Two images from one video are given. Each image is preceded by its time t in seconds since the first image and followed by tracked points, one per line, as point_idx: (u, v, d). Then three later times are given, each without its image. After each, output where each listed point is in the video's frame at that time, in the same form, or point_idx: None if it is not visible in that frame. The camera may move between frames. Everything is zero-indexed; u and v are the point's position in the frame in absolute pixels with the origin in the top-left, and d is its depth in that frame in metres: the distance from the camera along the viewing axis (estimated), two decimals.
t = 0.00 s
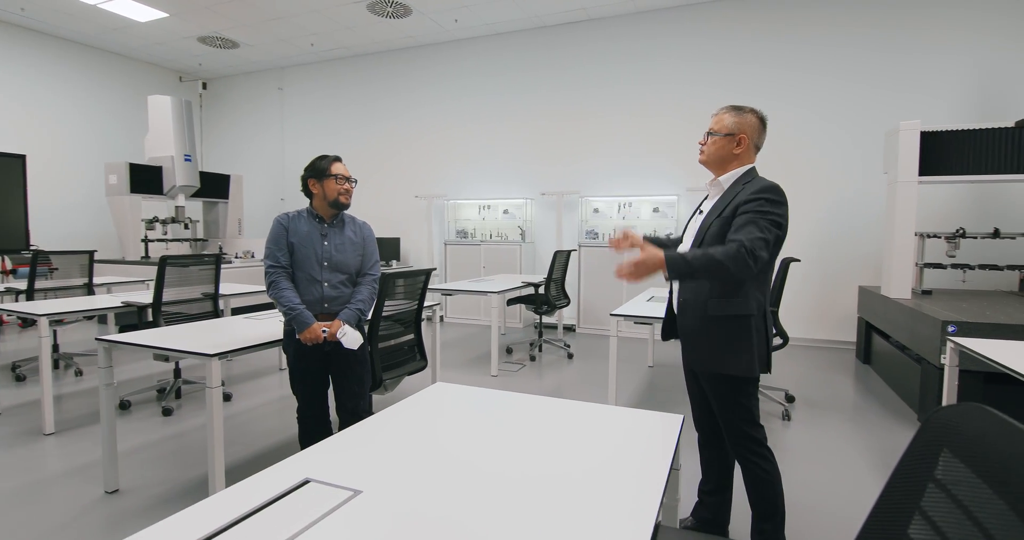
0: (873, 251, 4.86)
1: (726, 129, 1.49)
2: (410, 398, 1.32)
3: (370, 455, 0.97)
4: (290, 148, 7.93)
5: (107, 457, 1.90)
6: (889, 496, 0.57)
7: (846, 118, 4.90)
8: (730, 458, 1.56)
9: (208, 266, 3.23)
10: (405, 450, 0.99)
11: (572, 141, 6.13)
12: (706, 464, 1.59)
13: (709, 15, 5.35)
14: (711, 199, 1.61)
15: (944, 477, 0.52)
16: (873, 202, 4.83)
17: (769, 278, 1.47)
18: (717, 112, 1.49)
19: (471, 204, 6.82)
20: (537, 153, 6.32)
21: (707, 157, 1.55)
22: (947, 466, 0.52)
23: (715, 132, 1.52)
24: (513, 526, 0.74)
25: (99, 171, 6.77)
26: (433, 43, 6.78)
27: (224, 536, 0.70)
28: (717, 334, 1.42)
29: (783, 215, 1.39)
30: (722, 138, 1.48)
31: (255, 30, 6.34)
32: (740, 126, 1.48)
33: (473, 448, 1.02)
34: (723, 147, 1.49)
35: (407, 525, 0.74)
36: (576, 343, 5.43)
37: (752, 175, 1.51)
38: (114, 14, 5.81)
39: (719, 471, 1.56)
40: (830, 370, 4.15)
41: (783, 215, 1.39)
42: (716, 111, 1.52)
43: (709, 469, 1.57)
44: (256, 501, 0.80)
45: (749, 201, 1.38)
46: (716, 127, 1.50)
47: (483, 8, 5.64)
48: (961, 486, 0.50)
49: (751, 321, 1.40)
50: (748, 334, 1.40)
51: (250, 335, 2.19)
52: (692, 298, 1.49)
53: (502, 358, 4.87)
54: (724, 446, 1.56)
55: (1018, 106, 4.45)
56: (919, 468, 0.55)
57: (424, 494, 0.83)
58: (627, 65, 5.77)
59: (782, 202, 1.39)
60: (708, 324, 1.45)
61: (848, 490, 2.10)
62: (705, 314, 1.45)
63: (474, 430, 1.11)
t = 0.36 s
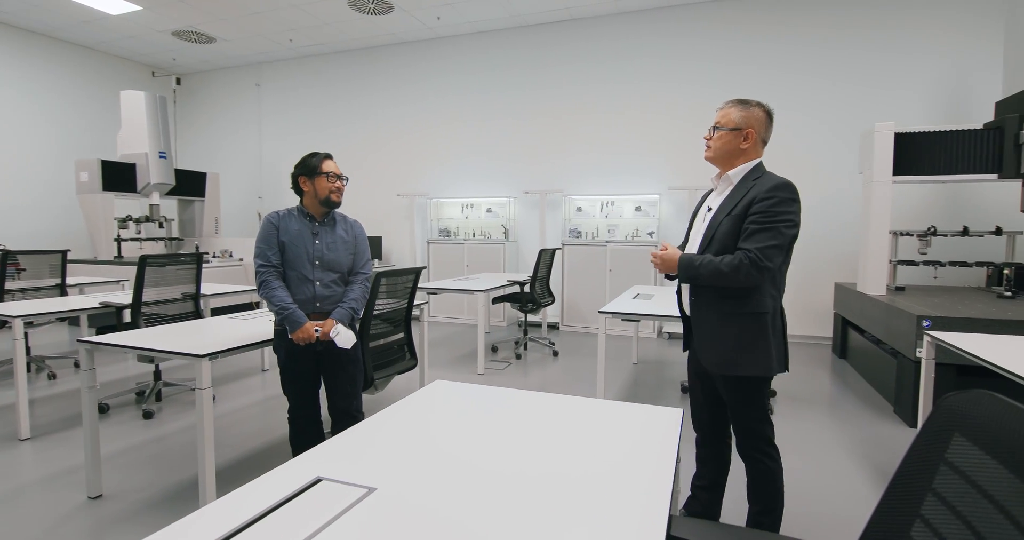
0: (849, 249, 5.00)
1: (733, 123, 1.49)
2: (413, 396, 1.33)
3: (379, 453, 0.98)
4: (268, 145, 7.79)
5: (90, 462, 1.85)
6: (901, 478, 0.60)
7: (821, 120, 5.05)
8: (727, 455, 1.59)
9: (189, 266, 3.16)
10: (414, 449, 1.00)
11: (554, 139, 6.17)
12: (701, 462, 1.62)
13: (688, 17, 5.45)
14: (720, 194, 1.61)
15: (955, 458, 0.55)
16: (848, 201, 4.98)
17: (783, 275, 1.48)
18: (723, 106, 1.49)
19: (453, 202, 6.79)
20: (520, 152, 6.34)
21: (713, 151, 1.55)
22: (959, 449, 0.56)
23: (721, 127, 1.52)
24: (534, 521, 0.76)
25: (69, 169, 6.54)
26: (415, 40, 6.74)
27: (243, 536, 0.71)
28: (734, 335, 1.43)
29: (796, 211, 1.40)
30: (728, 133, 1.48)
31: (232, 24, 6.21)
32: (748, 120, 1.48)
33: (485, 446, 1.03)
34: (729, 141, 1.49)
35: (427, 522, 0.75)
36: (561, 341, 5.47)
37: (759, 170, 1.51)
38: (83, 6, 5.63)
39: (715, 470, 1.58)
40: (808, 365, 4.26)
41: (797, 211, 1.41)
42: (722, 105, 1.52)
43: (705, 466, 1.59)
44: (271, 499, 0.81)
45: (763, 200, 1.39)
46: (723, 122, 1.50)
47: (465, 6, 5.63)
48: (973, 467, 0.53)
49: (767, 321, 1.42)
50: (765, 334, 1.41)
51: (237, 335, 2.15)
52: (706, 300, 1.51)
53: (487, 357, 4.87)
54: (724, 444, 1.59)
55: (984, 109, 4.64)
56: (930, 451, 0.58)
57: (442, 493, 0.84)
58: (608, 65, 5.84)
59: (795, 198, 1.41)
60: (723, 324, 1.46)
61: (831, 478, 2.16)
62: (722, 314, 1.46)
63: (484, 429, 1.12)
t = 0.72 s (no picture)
0: (827, 246, 5.13)
1: (737, 124, 1.50)
2: (412, 393, 1.34)
3: (381, 449, 1.00)
4: (247, 142, 7.67)
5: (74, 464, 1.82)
6: (893, 463, 0.63)
7: (800, 120, 5.16)
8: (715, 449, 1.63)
9: (171, 265, 3.10)
10: (418, 446, 1.02)
11: (538, 137, 6.19)
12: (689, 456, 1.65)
13: (671, 18, 5.53)
14: (725, 193, 1.63)
15: (945, 442, 0.58)
16: (826, 199, 5.11)
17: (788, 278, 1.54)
18: (727, 106, 1.49)
19: (438, 200, 6.76)
20: (504, 150, 6.35)
21: (716, 151, 1.56)
22: (949, 434, 0.58)
23: (725, 127, 1.52)
24: (543, 515, 0.78)
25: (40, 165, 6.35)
26: (398, 37, 6.69)
27: (248, 534, 0.71)
28: (744, 335, 1.46)
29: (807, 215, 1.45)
30: (734, 134, 1.49)
31: (211, 19, 6.09)
32: (752, 121, 1.49)
33: (489, 442, 1.04)
34: (734, 143, 1.50)
35: (437, 519, 0.76)
36: (546, 338, 5.50)
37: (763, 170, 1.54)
38: None
39: (702, 463, 1.62)
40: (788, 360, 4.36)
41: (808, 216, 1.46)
42: (725, 105, 1.52)
43: (693, 461, 1.63)
44: (278, 495, 0.82)
45: (778, 203, 1.43)
46: (726, 122, 1.51)
47: (450, 4, 5.61)
48: (961, 450, 0.56)
49: (775, 322, 1.46)
50: (773, 335, 1.46)
51: (224, 335, 2.13)
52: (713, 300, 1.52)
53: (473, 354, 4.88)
54: (712, 438, 1.62)
55: (954, 111, 4.80)
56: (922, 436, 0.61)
57: (451, 490, 0.85)
58: (591, 64, 5.89)
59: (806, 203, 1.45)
60: (733, 324, 1.48)
61: (813, 469, 2.22)
62: (733, 314, 1.48)
63: (487, 425, 1.13)
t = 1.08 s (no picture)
0: (807, 245, 5.24)
1: (728, 128, 1.52)
2: (404, 393, 1.34)
3: (375, 449, 1.00)
4: (229, 140, 7.55)
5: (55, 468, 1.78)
6: (881, 456, 0.65)
7: (781, 121, 5.26)
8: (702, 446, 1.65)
9: (152, 264, 3.04)
10: (413, 445, 1.02)
11: (523, 137, 6.21)
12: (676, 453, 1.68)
13: (655, 20, 5.59)
14: (720, 194, 1.66)
15: (930, 436, 0.60)
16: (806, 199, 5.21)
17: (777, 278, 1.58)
18: (718, 112, 1.51)
19: (423, 199, 6.73)
20: (490, 149, 6.35)
21: (710, 156, 1.58)
22: (933, 427, 0.60)
23: (716, 132, 1.55)
24: (539, 513, 0.79)
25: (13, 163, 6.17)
26: (383, 35, 6.65)
27: (246, 535, 0.72)
28: (735, 333, 1.49)
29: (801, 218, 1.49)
30: (727, 138, 1.51)
31: (191, 14, 5.99)
32: (743, 124, 1.52)
33: (483, 442, 1.05)
34: (727, 147, 1.53)
35: (433, 518, 0.77)
36: (532, 337, 5.53)
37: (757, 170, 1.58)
38: None
39: (689, 459, 1.64)
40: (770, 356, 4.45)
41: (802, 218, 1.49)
42: (715, 110, 1.54)
43: (680, 457, 1.65)
44: (273, 495, 0.83)
45: (775, 204, 1.46)
46: (717, 127, 1.53)
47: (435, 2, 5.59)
48: (946, 443, 0.58)
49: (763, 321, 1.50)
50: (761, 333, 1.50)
51: (209, 336, 2.10)
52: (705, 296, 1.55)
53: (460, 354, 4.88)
54: (699, 435, 1.65)
55: (928, 114, 4.95)
56: (906, 430, 0.63)
57: (446, 489, 0.86)
58: (576, 64, 5.93)
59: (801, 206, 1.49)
60: (724, 321, 1.51)
61: (796, 464, 2.27)
62: (725, 312, 1.51)
63: (481, 424, 1.14)
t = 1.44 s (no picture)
0: (793, 243, 5.30)
1: (706, 126, 1.53)
2: (393, 392, 1.32)
3: (366, 449, 0.98)
4: (213, 137, 7.44)
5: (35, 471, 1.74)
6: (875, 451, 0.66)
7: (767, 121, 5.32)
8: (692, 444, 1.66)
9: (134, 263, 2.98)
10: (404, 445, 1.01)
11: (512, 135, 6.20)
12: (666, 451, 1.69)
13: (643, 19, 5.62)
14: (706, 192, 1.67)
15: (925, 430, 0.61)
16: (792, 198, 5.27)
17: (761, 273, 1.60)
18: (695, 110, 1.53)
19: (411, 197, 6.69)
20: (478, 148, 6.34)
21: (691, 155, 1.59)
22: (926, 421, 0.61)
23: (695, 130, 1.56)
24: (534, 511, 0.79)
25: None
26: (371, 32, 6.59)
27: (240, 534, 0.71)
28: (721, 330, 1.50)
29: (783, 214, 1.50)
30: (704, 135, 1.53)
31: (173, 9, 5.88)
32: (720, 121, 1.53)
33: (475, 440, 1.04)
34: (706, 144, 1.54)
35: (427, 518, 0.76)
36: (522, 335, 5.53)
37: (742, 166, 1.57)
38: None
39: (679, 457, 1.65)
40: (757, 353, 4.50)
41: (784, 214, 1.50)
42: (693, 109, 1.57)
43: (669, 454, 1.66)
44: (263, 497, 0.81)
45: (757, 202, 1.47)
46: (695, 125, 1.55)
47: None
48: (940, 437, 0.59)
49: (749, 316, 1.52)
50: (746, 329, 1.51)
51: (195, 335, 2.07)
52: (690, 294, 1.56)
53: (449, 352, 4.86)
54: (689, 432, 1.66)
55: (909, 114, 5.03)
56: (901, 425, 0.64)
57: (439, 488, 0.85)
58: (566, 63, 5.93)
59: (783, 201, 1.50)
60: (710, 318, 1.52)
61: (784, 460, 2.29)
62: (711, 309, 1.52)
63: (472, 423, 1.13)
